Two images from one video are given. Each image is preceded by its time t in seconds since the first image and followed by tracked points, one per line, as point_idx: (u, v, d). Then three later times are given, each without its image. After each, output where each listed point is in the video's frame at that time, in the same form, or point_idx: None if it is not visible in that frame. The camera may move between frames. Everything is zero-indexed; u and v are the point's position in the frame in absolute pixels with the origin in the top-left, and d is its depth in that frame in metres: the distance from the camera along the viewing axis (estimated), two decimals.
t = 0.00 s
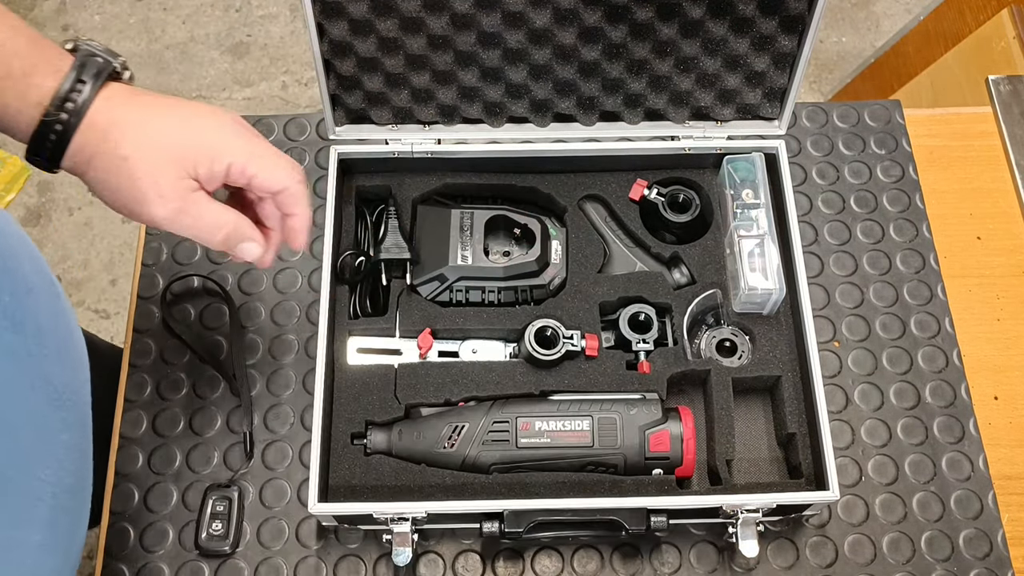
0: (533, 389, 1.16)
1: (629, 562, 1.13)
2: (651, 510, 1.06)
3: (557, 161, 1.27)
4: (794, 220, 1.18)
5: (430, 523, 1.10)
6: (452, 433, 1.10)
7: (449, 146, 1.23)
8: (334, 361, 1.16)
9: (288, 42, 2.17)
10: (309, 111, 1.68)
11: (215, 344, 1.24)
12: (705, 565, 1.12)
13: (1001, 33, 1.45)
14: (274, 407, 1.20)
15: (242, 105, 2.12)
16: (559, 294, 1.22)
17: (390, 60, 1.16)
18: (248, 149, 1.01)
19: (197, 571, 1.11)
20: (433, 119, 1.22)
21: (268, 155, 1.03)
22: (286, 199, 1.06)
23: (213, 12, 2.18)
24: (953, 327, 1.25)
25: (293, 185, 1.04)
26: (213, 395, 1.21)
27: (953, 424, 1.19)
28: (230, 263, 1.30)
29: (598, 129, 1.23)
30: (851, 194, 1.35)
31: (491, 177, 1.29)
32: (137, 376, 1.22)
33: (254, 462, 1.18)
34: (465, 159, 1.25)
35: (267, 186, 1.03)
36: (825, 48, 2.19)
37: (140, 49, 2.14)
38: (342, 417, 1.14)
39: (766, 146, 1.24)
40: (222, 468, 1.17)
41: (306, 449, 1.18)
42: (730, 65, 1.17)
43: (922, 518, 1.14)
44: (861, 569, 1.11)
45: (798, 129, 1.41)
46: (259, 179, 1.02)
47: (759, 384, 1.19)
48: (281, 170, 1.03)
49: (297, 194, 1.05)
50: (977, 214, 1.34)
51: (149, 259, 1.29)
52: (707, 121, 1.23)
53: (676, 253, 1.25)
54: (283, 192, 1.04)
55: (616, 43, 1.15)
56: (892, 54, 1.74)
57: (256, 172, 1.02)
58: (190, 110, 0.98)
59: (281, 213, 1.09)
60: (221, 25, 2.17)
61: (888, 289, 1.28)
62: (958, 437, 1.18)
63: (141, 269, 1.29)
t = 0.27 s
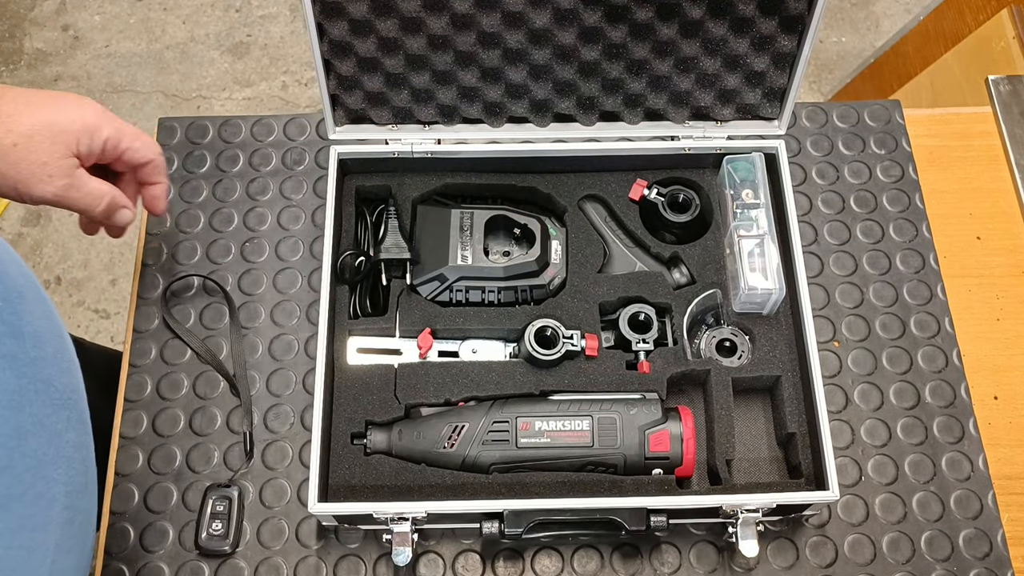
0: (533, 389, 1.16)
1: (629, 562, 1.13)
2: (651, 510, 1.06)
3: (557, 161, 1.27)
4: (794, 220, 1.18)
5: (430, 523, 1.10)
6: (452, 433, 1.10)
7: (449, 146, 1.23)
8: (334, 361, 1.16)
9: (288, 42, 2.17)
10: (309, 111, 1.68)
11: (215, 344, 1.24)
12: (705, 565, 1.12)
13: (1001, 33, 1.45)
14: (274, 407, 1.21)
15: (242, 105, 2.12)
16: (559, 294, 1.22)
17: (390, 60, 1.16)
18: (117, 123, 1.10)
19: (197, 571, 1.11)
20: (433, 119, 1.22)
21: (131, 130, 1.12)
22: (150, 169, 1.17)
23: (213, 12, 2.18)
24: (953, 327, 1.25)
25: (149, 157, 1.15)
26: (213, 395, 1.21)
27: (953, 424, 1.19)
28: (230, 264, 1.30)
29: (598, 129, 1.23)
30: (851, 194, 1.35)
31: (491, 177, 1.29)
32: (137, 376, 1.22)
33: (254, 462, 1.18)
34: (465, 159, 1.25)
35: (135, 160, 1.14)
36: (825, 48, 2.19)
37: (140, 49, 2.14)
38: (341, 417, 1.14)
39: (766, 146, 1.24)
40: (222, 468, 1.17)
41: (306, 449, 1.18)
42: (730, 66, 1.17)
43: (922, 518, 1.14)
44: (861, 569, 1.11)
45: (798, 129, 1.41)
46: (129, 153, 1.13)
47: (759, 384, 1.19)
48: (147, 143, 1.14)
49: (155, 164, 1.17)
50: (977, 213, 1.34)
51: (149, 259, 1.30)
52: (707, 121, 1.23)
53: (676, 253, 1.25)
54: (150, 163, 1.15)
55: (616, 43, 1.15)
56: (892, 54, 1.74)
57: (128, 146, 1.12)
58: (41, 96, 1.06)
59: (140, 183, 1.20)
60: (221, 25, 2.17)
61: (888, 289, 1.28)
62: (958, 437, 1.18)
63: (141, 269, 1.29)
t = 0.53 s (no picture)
0: (533, 389, 1.16)
1: (629, 562, 1.13)
2: (651, 510, 1.06)
3: (557, 161, 1.27)
4: (794, 220, 1.18)
5: (430, 523, 1.10)
6: (452, 434, 1.10)
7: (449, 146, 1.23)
8: (334, 361, 1.16)
9: (288, 42, 2.17)
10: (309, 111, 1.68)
11: (215, 344, 1.24)
12: (705, 565, 1.12)
13: (1001, 33, 1.45)
14: (274, 407, 1.21)
15: (242, 105, 2.12)
16: (559, 294, 1.22)
17: (390, 60, 1.16)
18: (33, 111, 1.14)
19: (197, 571, 1.11)
20: (433, 119, 1.22)
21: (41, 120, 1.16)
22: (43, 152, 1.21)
23: (213, 12, 2.18)
24: (953, 327, 1.25)
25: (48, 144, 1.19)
26: (213, 395, 1.21)
27: (953, 424, 1.19)
28: (230, 264, 1.30)
29: (598, 129, 1.23)
30: (851, 194, 1.35)
31: (492, 177, 1.29)
32: (137, 375, 1.22)
33: (254, 462, 1.18)
34: (465, 159, 1.25)
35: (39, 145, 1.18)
36: (825, 48, 2.19)
37: (140, 49, 2.14)
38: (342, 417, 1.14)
39: (766, 146, 1.24)
40: (222, 468, 1.17)
41: (306, 449, 1.18)
42: (730, 66, 1.17)
43: (922, 518, 1.14)
44: (861, 568, 1.11)
45: (798, 129, 1.41)
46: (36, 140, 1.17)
47: (759, 384, 1.19)
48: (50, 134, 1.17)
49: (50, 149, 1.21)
50: (977, 213, 1.34)
51: (149, 259, 1.30)
52: (707, 121, 1.23)
53: (676, 253, 1.25)
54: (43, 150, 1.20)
55: (616, 43, 1.15)
56: (892, 54, 1.74)
57: (38, 135, 1.16)
58: None
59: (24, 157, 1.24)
60: (221, 25, 2.17)
61: (888, 289, 1.28)
62: (958, 437, 1.18)
63: (141, 269, 1.29)
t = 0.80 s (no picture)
0: (533, 389, 1.16)
1: (629, 562, 1.13)
2: (651, 510, 1.06)
3: (557, 161, 1.27)
4: (794, 220, 1.18)
5: (430, 523, 1.10)
6: (452, 434, 1.10)
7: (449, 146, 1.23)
8: (334, 361, 1.16)
9: (288, 42, 2.17)
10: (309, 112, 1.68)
11: (215, 344, 1.24)
12: (705, 565, 1.12)
13: (1001, 33, 1.45)
14: (274, 407, 1.21)
15: (242, 105, 2.12)
16: (559, 294, 1.22)
17: (390, 60, 1.16)
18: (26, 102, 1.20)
19: (197, 571, 1.11)
20: (433, 119, 1.22)
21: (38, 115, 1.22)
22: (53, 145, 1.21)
23: (213, 12, 2.18)
24: (953, 327, 1.25)
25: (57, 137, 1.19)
26: (213, 395, 1.21)
27: (953, 424, 1.19)
28: (230, 264, 1.30)
29: (598, 129, 1.23)
30: (851, 194, 1.35)
31: (491, 177, 1.29)
32: (137, 375, 1.22)
33: (254, 462, 1.18)
34: (465, 159, 1.25)
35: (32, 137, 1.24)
36: (825, 48, 2.19)
37: (140, 49, 2.14)
38: (342, 416, 1.14)
39: (766, 146, 1.24)
40: (222, 468, 1.17)
41: (306, 449, 1.18)
42: (730, 66, 1.17)
43: (922, 518, 1.14)
44: (861, 568, 1.11)
45: (798, 129, 1.41)
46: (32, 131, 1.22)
47: (759, 384, 1.19)
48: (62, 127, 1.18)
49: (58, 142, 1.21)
50: (977, 213, 1.34)
51: (149, 259, 1.30)
52: (707, 121, 1.23)
53: (676, 253, 1.25)
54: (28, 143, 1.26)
55: (616, 43, 1.15)
56: (892, 54, 1.74)
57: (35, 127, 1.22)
58: None
59: None
60: (221, 25, 2.17)
61: (888, 289, 1.28)
62: (958, 437, 1.18)
63: (141, 269, 1.29)
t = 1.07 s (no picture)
0: (533, 389, 1.16)
1: (629, 562, 1.13)
2: (651, 510, 1.06)
3: (557, 161, 1.27)
4: (794, 220, 1.18)
5: (430, 523, 1.10)
6: (452, 433, 1.10)
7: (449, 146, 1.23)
8: (334, 361, 1.16)
9: (288, 42, 2.17)
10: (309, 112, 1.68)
11: (215, 343, 1.24)
12: (705, 565, 1.12)
13: (1001, 33, 1.44)
14: (274, 407, 1.21)
15: (242, 105, 2.12)
16: (559, 294, 1.22)
17: (390, 60, 1.16)
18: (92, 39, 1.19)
19: (197, 571, 1.11)
20: (433, 119, 1.22)
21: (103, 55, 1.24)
22: (172, 83, 1.30)
23: (213, 12, 2.18)
24: (953, 327, 1.25)
25: (183, 75, 1.29)
26: (213, 394, 1.21)
27: (953, 423, 1.19)
28: (230, 264, 1.30)
29: (598, 129, 1.23)
30: (851, 194, 1.35)
31: (491, 177, 1.29)
32: (137, 376, 1.22)
33: (254, 462, 1.18)
34: (465, 159, 1.25)
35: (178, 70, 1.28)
36: (825, 48, 2.19)
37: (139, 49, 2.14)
38: (342, 416, 1.14)
39: (766, 146, 1.24)
40: (222, 468, 1.17)
41: (306, 449, 1.18)
42: (730, 66, 1.17)
43: (922, 518, 1.14)
44: (861, 568, 1.11)
45: (798, 129, 1.41)
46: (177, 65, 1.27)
47: (759, 384, 1.19)
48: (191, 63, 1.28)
49: (180, 82, 1.30)
50: (977, 213, 1.34)
51: (149, 259, 1.30)
52: (707, 121, 1.23)
53: (676, 253, 1.25)
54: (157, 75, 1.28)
55: (616, 43, 1.15)
56: (892, 54, 1.74)
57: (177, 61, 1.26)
58: None
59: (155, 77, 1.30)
60: (221, 25, 2.17)
61: (888, 289, 1.28)
62: (958, 437, 1.18)
63: (141, 269, 1.29)
